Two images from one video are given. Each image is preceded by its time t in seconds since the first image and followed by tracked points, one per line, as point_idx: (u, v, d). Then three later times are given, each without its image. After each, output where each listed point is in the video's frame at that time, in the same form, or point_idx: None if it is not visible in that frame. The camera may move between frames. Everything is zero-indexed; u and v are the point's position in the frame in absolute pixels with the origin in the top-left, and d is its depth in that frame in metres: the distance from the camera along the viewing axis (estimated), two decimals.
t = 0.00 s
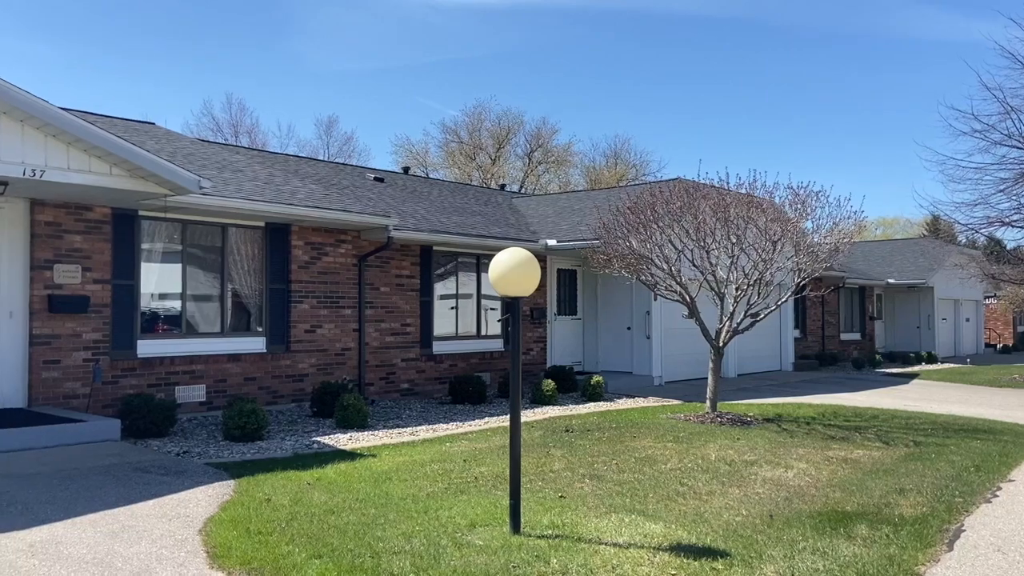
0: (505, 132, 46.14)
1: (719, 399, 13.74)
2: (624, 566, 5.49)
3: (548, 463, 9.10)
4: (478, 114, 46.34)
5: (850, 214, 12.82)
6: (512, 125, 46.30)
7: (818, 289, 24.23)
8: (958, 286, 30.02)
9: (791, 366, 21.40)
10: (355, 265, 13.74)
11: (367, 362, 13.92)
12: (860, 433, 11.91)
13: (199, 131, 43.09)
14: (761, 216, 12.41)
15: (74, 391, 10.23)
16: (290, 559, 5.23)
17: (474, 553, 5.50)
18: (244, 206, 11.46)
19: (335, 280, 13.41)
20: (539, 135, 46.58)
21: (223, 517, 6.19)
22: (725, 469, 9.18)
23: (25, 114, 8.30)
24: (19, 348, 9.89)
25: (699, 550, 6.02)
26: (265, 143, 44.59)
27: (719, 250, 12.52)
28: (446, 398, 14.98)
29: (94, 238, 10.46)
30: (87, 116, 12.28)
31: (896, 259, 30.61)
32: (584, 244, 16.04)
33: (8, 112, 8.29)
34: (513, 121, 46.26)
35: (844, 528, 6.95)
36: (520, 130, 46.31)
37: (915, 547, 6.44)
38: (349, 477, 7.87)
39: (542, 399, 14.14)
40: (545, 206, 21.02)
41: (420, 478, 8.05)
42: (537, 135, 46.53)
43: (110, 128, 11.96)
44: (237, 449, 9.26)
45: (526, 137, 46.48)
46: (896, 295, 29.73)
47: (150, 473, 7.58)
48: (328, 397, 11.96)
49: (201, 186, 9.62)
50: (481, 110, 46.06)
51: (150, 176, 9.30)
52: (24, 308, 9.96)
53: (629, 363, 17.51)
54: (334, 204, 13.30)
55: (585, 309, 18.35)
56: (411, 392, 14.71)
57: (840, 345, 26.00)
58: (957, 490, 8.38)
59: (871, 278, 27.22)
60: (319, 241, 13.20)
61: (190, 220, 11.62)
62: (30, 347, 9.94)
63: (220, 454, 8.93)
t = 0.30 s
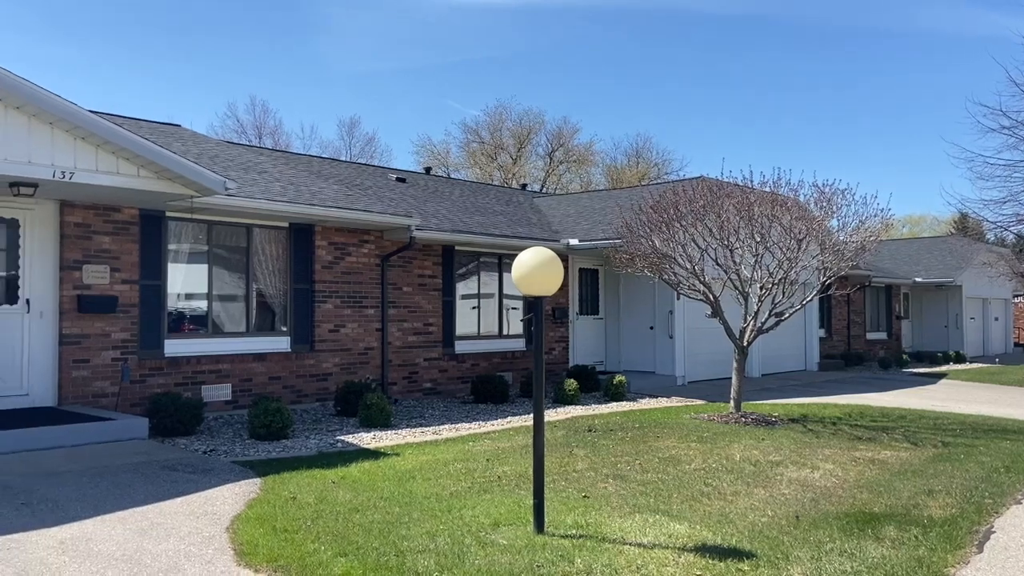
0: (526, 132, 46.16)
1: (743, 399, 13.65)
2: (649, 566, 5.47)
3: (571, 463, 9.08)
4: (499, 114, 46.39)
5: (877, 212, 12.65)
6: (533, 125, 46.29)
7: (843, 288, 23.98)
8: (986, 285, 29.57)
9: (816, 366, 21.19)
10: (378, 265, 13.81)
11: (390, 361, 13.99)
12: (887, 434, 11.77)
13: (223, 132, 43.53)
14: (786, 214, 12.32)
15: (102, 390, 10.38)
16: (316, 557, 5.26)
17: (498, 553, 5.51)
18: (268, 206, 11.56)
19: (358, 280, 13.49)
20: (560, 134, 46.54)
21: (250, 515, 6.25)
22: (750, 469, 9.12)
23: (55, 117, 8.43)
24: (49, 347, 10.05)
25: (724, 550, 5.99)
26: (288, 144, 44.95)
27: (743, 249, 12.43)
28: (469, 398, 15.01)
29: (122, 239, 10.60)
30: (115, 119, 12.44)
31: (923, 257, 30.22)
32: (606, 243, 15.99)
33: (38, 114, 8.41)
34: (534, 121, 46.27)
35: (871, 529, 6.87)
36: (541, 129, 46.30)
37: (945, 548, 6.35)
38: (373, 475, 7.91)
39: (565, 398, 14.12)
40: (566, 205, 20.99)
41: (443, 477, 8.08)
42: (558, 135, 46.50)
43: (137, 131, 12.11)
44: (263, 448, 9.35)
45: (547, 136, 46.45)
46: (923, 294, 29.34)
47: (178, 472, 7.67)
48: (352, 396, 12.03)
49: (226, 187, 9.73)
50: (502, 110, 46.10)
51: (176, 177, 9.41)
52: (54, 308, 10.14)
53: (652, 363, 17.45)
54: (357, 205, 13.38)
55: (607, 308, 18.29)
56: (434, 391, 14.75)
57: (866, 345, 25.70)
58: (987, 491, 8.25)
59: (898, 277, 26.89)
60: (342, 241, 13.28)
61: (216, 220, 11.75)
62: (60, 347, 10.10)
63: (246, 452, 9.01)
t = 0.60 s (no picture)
0: (551, 131, 46.10)
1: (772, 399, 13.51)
2: (679, 567, 5.43)
3: (599, 462, 9.05)
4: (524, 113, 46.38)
5: (910, 209, 12.45)
6: (558, 124, 46.24)
7: (874, 286, 23.63)
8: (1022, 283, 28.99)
9: (846, 365, 20.90)
10: (405, 265, 13.87)
11: (417, 361, 14.04)
12: (920, 434, 11.58)
13: (251, 134, 44.00)
14: (817, 212, 12.17)
15: (135, 389, 10.54)
16: (346, 555, 5.29)
17: (527, 552, 5.49)
18: (297, 207, 11.65)
19: (384, 279, 13.55)
20: (585, 133, 46.44)
21: (281, 513, 6.30)
22: (781, 470, 9.01)
23: (89, 120, 8.53)
24: (83, 346, 10.23)
25: (755, 552, 5.92)
26: (315, 145, 45.30)
27: (773, 247, 12.31)
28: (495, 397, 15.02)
29: (154, 240, 10.76)
30: (146, 122, 12.62)
31: (956, 255, 29.70)
32: (632, 242, 15.91)
33: (72, 118, 8.52)
34: (559, 120, 46.20)
35: (906, 531, 6.76)
36: (566, 128, 46.23)
37: (981, 551, 6.23)
38: (401, 474, 7.94)
39: (591, 398, 14.07)
40: (592, 204, 20.92)
41: (471, 476, 8.08)
42: (583, 133, 46.40)
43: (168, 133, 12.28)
44: (292, 446, 9.43)
45: (572, 135, 46.36)
46: (956, 292, 28.83)
47: (209, 469, 7.76)
48: (379, 395, 12.09)
49: (255, 188, 9.83)
50: (527, 110, 46.09)
51: (207, 178, 9.53)
52: (88, 308, 10.30)
53: (679, 363, 17.34)
54: (384, 205, 13.44)
55: (633, 308, 18.20)
56: (460, 390, 14.78)
57: (897, 344, 25.31)
58: None
59: (930, 275, 26.45)
60: (369, 241, 13.35)
61: (245, 221, 11.87)
62: (94, 346, 10.26)
63: (276, 450, 9.10)
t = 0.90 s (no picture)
0: (576, 129, 46.00)
1: (802, 399, 13.34)
2: (709, 568, 5.38)
3: (627, 462, 8.99)
4: (548, 112, 46.32)
5: (943, 207, 12.24)
6: (583, 123, 46.13)
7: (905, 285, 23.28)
8: None
9: (877, 365, 20.60)
10: (430, 265, 13.90)
11: (443, 360, 14.06)
12: (954, 435, 11.37)
13: (277, 134, 44.40)
14: (847, 209, 11.99)
15: (166, 388, 10.67)
16: (375, 554, 5.30)
17: (556, 553, 5.47)
18: (324, 207, 11.73)
19: (411, 279, 13.59)
20: (610, 132, 46.30)
21: (310, 511, 6.32)
22: (812, 471, 8.90)
23: (121, 122, 8.65)
24: (115, 346, 10.38)
25: (787, 554, 5.85)
26: (340, 146, 45.59)
27: (802, 246, 12.15)
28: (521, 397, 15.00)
29: (184, 240, 10.88)
30: (175, 123, 12.77)
31: (989, 253, 29.16)
32: (659, 241, 15.80)
33: (104, 120, 8.63)
34: (583, 118, 46.10)
35: (941, 533, 6.63)
36: (590, 127, 46.11)
37: (1020, 554, 6.09)
38: (429, 473, 7.95)
39: (618, 398, 14.00)
40: (618, 202, 20.83)
41: (498, 475, 8.07)
42: (608, 132, 46.26)
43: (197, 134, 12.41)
44: (320, 445, 9.49)
45: (597, 134, 46.23)
46: (990, 290, 28.30)
47: (239, 468, 7.83)
48: (406, 394, 12.12)
49: (283, 188, 9.91)
50: (552, 109, 46.03)
51: (236, 179, 9.62)
52: (120, 308, 10.45)
53: (706, 363, 17.20)
54: (410, 205, 13.48)
55: (660, 307, 18.09)
56: (486, 390, 14.78)
57: (929, 344, 24.92)
58: None
59: (963, 273, 25.98)
60: (395, 241, 13.40)
61: (274, 221, 11.97)
62: (125, 345, 10.40)
63: (305, 449, 9.15)
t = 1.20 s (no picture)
0: (606, 128, 45.83)
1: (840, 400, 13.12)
2: (750, 571, 5.29)
3: (662, 463, 8.92)
4: (578, 111, 46.17)
5: (985, 204, 11.97)
6: (613, 121, 45.92)
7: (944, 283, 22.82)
8: None
9: (916, 365, 20.21)
10: (462, 264, 13.91)
11: (475, 359, 14.07)
12: (998, 436, 11.10)
13: (309, 135, 44.82)
14: (886, 207, 11.77)
15: (203, 386, 10.81)
16: (412, 553, 5.30)
17: (593, 554, 5.43)
18: (358, 207, 11.80)
19: (443, 278, 13.61)
20: (640, 130, 46.10)
21: (346, 510, 6.35)
22: (852, 473, 8.74)
23: (160, 124, 8.76)
24: (154, 345, 10.53)
25: (829, 557, 5.74)
26: (372, 146, 45.89)
27: (840, 244, 11.95)
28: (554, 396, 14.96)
29: (220, 240, 11.01)
30: (211, 125, 12.93)
31: None
32: (692, 239, 15.65)
33: (143, 122, 8.75)
34: (614, 116, 45.93)
35: (987, 537, 6.47)
36: (621, 125, 45.92)
37: None
38: (463, 472, 7.94)
39: (651, 397, 13.89)
40: (650, 201, 20.69)
41: (532, 475, 8.04)
42: (638, 130, 46.05)
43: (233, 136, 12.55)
44: (355, 443, 9.53)
45: (627, 132, 46.05)
46: None
47: (275, 465, 7.89)
48: (439, 393, 12.15)
49: (318, 188, 9.98)
50: (582, 107, 45.87)
51: (271, 179, 9.72)
52: (159, 307, 10.60)
53: (741, 362, 17.09)
54: (442, 204, 13.51)
55: (693, 306, 17.93)
56: (518, 389, 14.76)
57: (968, 343, 24.39)
58: None
59: (1003, 271, 25.40)
60: (428, 240, 13.43)
61: (308, 221, 12.07)
62: (164, 344, 10.55)
63: (339, 447, 9.20)
